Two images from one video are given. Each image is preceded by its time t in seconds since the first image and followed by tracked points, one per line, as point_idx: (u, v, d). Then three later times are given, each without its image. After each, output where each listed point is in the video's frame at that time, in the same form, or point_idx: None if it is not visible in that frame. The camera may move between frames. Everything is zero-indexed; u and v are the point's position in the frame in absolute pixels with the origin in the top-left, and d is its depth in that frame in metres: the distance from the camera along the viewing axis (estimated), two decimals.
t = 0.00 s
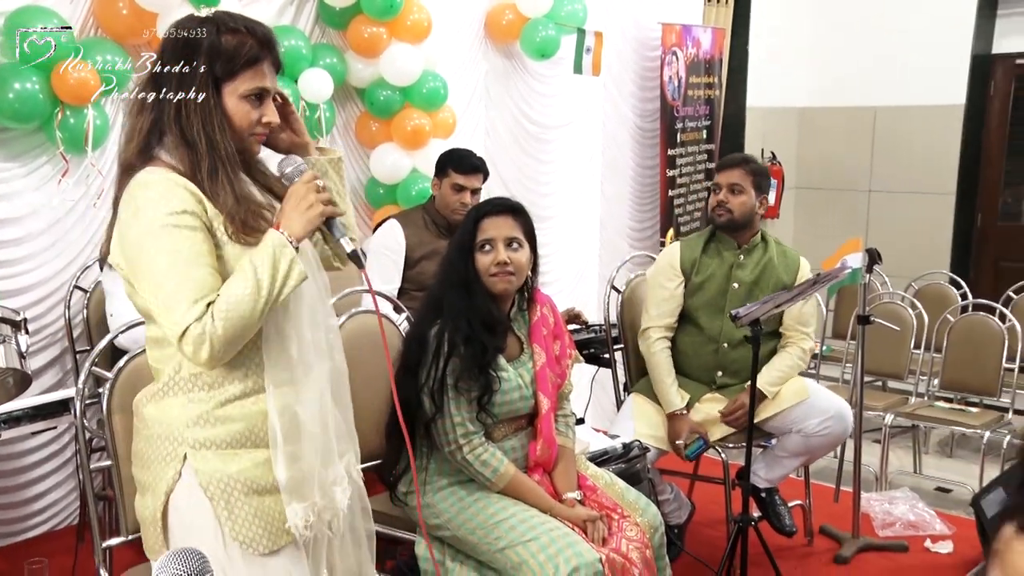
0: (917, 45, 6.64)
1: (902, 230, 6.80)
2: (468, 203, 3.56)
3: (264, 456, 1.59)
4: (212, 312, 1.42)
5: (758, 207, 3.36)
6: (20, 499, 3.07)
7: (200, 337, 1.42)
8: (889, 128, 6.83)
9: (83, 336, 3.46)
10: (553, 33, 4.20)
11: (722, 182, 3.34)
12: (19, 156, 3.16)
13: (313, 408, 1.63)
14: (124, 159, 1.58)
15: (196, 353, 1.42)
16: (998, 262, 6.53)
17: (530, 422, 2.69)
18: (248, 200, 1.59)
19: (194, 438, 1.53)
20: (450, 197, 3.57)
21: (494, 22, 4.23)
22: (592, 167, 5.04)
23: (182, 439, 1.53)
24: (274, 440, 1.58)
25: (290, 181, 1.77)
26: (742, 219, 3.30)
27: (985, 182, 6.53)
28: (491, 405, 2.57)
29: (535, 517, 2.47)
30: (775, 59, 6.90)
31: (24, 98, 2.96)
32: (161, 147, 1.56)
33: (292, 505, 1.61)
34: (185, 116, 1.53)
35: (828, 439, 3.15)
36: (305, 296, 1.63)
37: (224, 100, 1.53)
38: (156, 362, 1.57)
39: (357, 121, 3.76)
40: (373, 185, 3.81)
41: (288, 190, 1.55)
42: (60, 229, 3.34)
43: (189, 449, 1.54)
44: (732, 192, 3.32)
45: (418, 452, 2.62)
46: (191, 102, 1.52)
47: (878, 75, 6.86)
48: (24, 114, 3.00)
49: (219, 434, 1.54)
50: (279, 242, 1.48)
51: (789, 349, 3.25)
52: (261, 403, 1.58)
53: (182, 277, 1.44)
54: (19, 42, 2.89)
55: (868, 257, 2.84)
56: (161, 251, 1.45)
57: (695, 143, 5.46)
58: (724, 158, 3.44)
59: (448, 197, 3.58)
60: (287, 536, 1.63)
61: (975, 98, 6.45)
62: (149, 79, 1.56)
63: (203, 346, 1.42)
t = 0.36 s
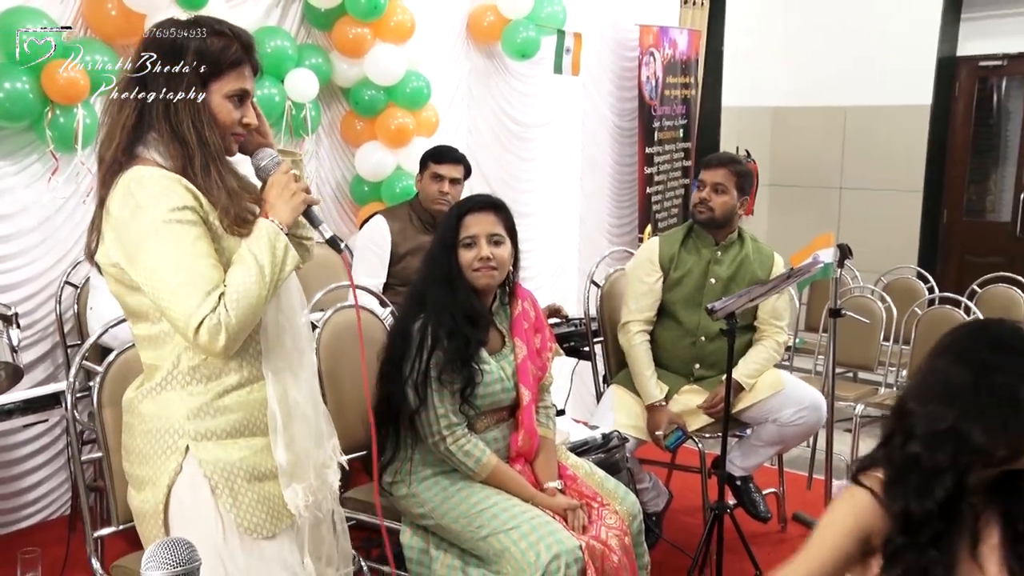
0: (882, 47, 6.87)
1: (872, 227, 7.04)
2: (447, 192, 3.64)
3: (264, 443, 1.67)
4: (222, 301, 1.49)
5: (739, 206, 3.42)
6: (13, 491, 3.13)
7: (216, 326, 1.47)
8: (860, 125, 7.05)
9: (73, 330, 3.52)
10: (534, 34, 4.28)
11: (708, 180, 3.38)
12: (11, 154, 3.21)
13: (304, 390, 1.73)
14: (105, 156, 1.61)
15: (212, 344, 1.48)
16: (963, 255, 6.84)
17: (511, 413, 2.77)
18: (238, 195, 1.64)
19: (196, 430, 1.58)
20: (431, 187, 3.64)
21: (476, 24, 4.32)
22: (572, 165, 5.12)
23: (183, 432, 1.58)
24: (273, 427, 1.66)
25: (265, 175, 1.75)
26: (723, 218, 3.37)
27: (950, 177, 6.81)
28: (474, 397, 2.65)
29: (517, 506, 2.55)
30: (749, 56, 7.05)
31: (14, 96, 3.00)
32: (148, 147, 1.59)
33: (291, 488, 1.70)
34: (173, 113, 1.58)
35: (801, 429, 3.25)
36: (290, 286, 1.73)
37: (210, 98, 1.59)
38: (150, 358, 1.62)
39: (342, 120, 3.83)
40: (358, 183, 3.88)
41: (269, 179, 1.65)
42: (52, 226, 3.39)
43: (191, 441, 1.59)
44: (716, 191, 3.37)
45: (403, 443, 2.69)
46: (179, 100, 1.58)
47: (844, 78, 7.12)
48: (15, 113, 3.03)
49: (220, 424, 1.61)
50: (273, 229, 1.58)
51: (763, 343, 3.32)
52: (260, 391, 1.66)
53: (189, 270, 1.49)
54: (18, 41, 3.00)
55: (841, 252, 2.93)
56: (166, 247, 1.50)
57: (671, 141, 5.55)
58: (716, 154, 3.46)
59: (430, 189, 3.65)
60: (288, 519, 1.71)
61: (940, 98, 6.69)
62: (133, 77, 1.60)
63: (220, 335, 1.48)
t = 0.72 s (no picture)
0: (862, 44, 6.96)
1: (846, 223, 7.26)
2: (432, 186, 3.71)
3: (244, 435, 1.74)
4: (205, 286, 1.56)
5: (689, 197, 3.51)
6: (10, 483, 3.21)
7: (201, 312, 1.54)
8: (835, 125, 7.20)
9: (67, 326, 3.59)
10: (518, 35, 4.34)
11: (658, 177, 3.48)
12: (6, 154, 3.28)
13: (285, 386, 1.80)
14: (89, 159, 1.69)
15: (198, 328, 1.55)
16: (933, 251, 7.03)
17: (497, 406, 2.85)
18: (210, 188, 1.72)
19: (176, 422, 1.66)
20: (418, 183, 3.72)
21: (461, 24, 4.37)
22: (556, 163, 5.20)
23: (165, 423, 1.66)
24: (253, 418, 1.73)
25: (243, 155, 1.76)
26: (674, 213, 3.47)
27: (919, 174, 7.03)
28: (460, 390, 2.72)
29: (502, 496, 2.63)
30: (726, 54, 7.19)
31: (8, 97, 3.07)
32: (125, 146, 1.66)
33: (274, 482, 1.76)
34: (149, 116, 1.65)
35: (774, 418, 3.34)
36: (272, 277, 1.80)
37: (187, 99, 1.65)
38: (134, 350, 1.70)
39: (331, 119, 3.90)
40: (347, 180, 3.95)
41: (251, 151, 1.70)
42: (46, 223, 3.46)
43: (172, 433, 1.67)
44: (666, 187, 3.47)
45: (391, 435, 2.76)
46: (155, 102, 1.64)
47: (824, 74, 7.20)
48: (9, 114, 3.10)
49: (201, 415, 1.68)
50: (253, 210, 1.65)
51: (729, 329, 3.46)
52: (242, 383, 1.73)
53: (170, 261, 1.57)
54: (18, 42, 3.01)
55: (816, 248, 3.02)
56: (146, 240, 1.57)
57: (653, 139, 5.63)
58: (660, 154, 3.57)
59: (417, 185, 3.72)
60: (268, 512, 1.77)
61: (911, 99, 6.85)
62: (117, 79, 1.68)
63: (207, 318, 1.55)
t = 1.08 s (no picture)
0: (840, 43, 7.08)
1: (825, 219, 7.43)
2: (419, 181, 3.79)
3: (233, 428, 1.79)
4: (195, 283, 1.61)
5: (657, 191, 3.59)
6: (9, 473, 3.30)
7: (191, 308, 1.59)
8: (812, 125, 7.36)
9: (63, 320, 3.66)
10: (505, 35, 4.41)
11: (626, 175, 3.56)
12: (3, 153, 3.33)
13: (273, 379, 1.85)
14: (80, 159, 1.73)
15: (189, 323, 1.60)
16: (907, 245, 7.34)
17: (484, 398, 2.92)
18: (199, 187, 1.76)
19: (165, 415, 1.71)
20: (405, 179, 3.79)
21: (449, 25, 4.43)
22: (542, 161, 5.28)
23: (153, 416, 1.71)
24: (242, 411, 1.78)
25: (233, 151, 1.80)
26: (644, 209, 3.55)
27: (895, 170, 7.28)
28: (448, 382, 2.80)
29: (490, 486, 2.70)
30: (706, 52, 7.36)
31: (3, 96, 3.13)
32: (114, 144, 1.71)
33: (263, 475, 1.81)
34: (138, 116, 1.69)
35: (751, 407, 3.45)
36: (260, 274, 1.85)
37: (174, 97, 1.70)
38: (124, 344, 1.75)
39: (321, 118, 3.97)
40: (337, 177, 4.02)
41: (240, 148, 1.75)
42: (42, 220, 3.53)
43: (162, 426, 1.71)
44: (637, 183, 3.55)
45: (381, 426, 2.83)
46: (143, 102, 1.69)
47: (801, 73, 7.33)
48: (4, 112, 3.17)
49: (190, 408, 1.73)
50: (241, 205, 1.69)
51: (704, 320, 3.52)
52: (230, 377, 1.78)
53: (160, 258, 1.62)
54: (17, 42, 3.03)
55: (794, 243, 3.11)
56: (137, 238, 1.62)
57: (637, 138, 5.70)
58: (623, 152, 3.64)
59: (404, 181, 3.79)
60: (257, 502, 1.82)
61: (885, 99, 7.04)
62: (104, 79, 1.72)
63: (197, 313, 1.59)
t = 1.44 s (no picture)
0: (820, 47, 7.21)
1: (804, 217, 7.55)
2: (408, 180, 3.86)
3: (239, 420, 1.83)
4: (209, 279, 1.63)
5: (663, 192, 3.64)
6: (7, 467, 3.37)
7: (207, 303, 1.62)
8: (793, 125, 7.49)
9: (59, 318, 3.72)
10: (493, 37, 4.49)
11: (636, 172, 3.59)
12: None
13: (277, 372, 1.88)
14: (75, 160, 1.73)
15: (204, 320, 1.63)
16: (882, 243, 7.42)
17: (473, 392, 3.00)
18: (202, 186, 1.79)
19: (175, 410, 1.74)
20: (393, 178, 3.86)
21: (438, 27, 4.51)
22: (529, 160, 5.36)
23: (163, 412, 1.73)
24: (249, 403, 1.82)
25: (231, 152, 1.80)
26: (649, 208, 3.61)
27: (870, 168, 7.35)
28: (437, 377, 2.87)
29: (478, 478, 2.78)
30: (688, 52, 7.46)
31: None
32: (113, 145, 1.71)
33: (269, 465, 1.85)
34: (137, 116, 1.70)
35: (735, 402, 3.52)
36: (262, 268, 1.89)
37: (173, 96, 1.71)
38: (128, 344, 1.76)
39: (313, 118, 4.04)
40: (328, 176, 4.08)
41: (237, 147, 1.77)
42: (38, 219, 3.59)
43: (172, 421, 1.74)
44: (646, 182, 3.59)
45: (371, 421, 2.92)
46: (143, 102, 1.70)
47: (782, 75, 7.47)
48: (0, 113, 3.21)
49: (195, 403, 1.76)
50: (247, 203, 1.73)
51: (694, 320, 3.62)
52: (236, 371, 1.82)
53: (174, 256, 1.63)
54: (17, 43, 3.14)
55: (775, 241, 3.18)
56: (147, 238, 1.64)
57: (622, 138, 5.79)
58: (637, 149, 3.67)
59: (392, 180, 3.86)
60: (264, 492, 1.86)
61: (862, 100, 7.16)
62: (97, 78, 1.72)
63: (212, 309, 1.63)
